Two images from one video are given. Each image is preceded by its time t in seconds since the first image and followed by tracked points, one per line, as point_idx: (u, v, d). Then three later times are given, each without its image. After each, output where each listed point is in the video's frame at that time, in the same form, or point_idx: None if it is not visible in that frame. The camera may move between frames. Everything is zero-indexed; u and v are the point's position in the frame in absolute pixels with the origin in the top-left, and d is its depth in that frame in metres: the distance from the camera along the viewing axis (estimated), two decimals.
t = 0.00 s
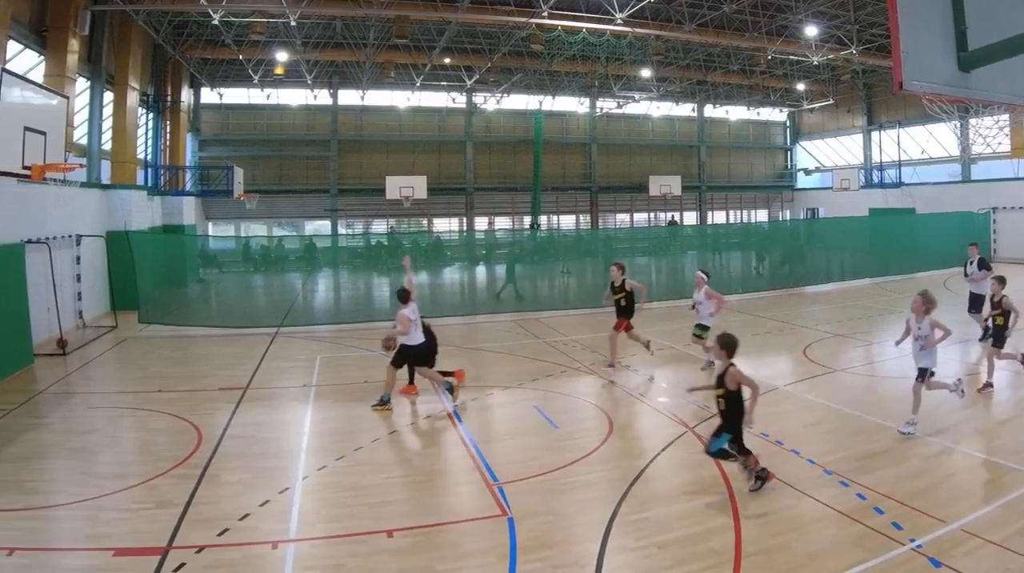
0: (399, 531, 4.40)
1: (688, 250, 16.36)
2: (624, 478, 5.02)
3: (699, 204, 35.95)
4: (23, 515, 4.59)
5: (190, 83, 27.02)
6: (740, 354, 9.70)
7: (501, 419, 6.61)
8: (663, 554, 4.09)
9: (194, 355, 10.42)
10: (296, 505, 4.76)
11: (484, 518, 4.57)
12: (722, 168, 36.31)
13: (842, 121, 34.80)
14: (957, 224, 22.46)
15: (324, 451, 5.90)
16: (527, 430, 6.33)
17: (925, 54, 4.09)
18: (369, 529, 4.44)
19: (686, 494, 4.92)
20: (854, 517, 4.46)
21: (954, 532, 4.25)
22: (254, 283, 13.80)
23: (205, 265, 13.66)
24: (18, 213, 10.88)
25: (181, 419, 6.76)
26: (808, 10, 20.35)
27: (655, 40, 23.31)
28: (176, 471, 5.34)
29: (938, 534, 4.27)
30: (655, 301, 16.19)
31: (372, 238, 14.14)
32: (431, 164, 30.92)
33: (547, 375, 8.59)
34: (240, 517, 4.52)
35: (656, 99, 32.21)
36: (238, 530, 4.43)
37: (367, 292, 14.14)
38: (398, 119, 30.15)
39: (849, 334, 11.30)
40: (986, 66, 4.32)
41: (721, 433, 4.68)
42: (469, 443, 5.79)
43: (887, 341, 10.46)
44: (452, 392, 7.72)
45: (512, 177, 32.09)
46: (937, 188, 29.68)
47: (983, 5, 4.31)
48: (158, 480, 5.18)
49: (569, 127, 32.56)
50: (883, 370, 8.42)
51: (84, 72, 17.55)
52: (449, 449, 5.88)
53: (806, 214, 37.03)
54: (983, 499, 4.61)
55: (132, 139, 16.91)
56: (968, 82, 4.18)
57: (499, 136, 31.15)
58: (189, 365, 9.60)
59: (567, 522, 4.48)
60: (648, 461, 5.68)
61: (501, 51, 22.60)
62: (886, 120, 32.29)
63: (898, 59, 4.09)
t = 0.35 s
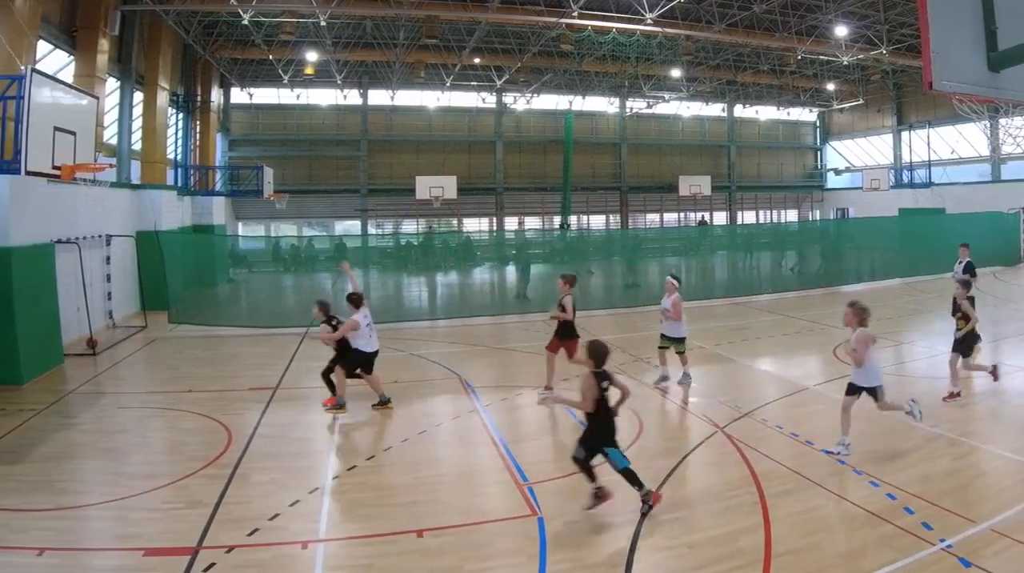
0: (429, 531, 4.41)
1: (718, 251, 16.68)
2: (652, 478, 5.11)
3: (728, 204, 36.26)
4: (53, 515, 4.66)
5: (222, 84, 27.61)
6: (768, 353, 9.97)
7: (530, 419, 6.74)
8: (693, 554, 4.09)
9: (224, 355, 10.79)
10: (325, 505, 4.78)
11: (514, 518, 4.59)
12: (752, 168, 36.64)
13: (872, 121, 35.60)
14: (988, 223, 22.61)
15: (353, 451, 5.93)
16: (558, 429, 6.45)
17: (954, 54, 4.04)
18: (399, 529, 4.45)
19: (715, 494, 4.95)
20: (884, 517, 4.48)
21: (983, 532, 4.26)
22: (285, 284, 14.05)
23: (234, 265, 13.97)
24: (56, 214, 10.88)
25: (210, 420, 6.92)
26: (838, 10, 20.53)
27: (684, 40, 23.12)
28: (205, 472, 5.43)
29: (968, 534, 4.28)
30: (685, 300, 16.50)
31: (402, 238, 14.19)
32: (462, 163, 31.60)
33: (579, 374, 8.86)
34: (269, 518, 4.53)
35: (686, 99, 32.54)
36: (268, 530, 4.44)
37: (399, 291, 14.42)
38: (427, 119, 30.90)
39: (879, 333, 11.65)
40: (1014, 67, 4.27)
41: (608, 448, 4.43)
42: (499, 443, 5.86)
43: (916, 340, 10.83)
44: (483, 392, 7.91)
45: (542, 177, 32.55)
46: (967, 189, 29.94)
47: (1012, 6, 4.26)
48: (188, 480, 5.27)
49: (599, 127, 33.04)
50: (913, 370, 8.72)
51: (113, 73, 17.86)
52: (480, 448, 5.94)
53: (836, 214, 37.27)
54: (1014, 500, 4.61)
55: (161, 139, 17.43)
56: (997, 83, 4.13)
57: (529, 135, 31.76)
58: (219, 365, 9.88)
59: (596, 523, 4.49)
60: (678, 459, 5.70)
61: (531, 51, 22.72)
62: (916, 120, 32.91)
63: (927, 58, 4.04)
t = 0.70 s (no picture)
0: (458, 531, 4.41)
1: (747, 250, 16.67)
2: (680, 479, 5.20)
3: (759, 205, 36.34)
4: (83, 515, 4.71)
5: (251, 84, 27.84)
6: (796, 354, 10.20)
7: (562, 420, 6.89)
8: (722, 554, 4.10)
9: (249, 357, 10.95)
10: (356, 506, 4.81)
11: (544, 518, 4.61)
12: (782, 168, 36.68)
13: (902, 121, 35.79)
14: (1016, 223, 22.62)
15: (384, 451, 5.98)
16: (589, 430, 6.56)
17: (987, 52, 3.77)
18: (430, 529, 4.46)
19: (744, 494, 4.98)
20: (913, 517, 4.49)
21: (1013, 532, 4.26)
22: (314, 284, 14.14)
23: (264, 265, 14.02)
24: (81, 217, 10.86)
25: (241, 422, 7.06)
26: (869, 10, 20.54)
27: (714, 40, 23.11)
28: (234, 473, 5.51)
29: (998, 534, 4.28)
30: (715, 300, 16.67)
31: (431, 238, 14.21)
32: (492, 163, 31.68)
33: (610, 373, 9.08)
34: (299, 518, 4.55)
35: (716, 99, 32.62)
36: (297, 530, 4.45)
37: (427, 291, 14.48)
38: (458, 119, 30.98)
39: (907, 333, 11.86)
40: None
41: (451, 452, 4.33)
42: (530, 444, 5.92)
43: (945, 340, 11.06)
44: (513, 392, 8.09)
45: (572, 177, 32.67)
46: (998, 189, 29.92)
47: None
48: (217, 481, 5.33)
49: (630, 127, 33.21)
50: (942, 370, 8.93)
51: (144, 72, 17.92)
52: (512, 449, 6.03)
53: (866, 214, 37.32)
54: None
55: (191, 140, 17.53)
56: None
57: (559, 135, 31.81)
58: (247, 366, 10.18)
59: (625, 522, 4.51)
60: (707, 460, 5.75)
61: (560, 51, 22.69)
62: (947, 120, 33.06)
63: (958, 58, 3.79)
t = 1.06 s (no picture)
0: (466, 532, 4.42)
1: (756, 250, 16.69)
2: (688, 480, 5.22)
3: (768, 205, 36.36)
4: (91, 515, 4.71)
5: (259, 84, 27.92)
6: (804, 354, 10.22)
7: (570, 420, 6.90)
8: (731, 554, 4.09)
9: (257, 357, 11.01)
10: (363, 507, 4.81)
11: (553, 518, 4.61)
12: (790, 168, 36.69)
13: (910, 121, 35.80)
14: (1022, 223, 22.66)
15: (392, 451, 5.99)
16: (597, 430, 6.59)
17: (994, 53, 3.74)
18: (438, 529, 4.46)
19: (754, 495, 4.98)
20: (922, 518, 4.49)
21: (1023, 532, 4.26)
22: (322, 284, 14.17)
23: (272, 265, 13.98)
24: (90, 217, 10.89)
25: (249, 421, 7.08)
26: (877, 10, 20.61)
27: (723, 41, 23.21)
28: (242, 473, 5.52)
29: (1006, 534, 4.28)
30: (724, 300, 16.68)
31: (440, 238, 14.23)
32: (501, 163, 31.71)
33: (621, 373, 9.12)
34: (308, 518, 4.55)
35: (725, 99, 32.67)
36: (306, 530, 4.46)
37: (436, 291, 14.50)
38: (466, 119, 31.10)
39: (915, 333, 11.85)
40: None
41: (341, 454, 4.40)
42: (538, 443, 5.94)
43: (954, 340, 11.07)
44: (522, 392, 8.12)
45: (580, 176, 32.70)
46: (1006, 189, 30.00)
47: None
48: (225, 481, 5.34)
49: (638, 127, 33.29)
50: (951, 370, 8.94)
51: (152, 72, 17.94)
52: (520, 448, 6.04)
53: (875, 214, 37.31)
54: None
55: (199, 139, 17.53)
56: None
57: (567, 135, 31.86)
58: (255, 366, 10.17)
59: (634, 522, 4.51)
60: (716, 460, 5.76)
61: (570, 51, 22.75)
62: (955, 120, 33.11)
63: (966, 59, 3.75)
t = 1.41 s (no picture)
0: (466, 532, 4.42)
1: (756, 250, 16.68)
2: (689, 480, 5.22)
3: (768, 205, 36.36)
4: (92, 515, 4.71)
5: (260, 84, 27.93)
6: (805, 354, 10.21)
7: (571, 420, 6.90)
8: (730, 554, 4.09)
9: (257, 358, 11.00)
10: (363, 507, 4.81)
11: (553, 518, 4.61)
12: (790, 168, 36.69)
13: (910, 121, 35.79)
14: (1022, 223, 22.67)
15: (393, 452, 5.99)
16: (597, 430, 6.58)
17: (995, 53, 3.74)
18: (438, 529, 4.46)
19: (754, 495, 4.98)
20: (922, 517, 4.49)
21: (1023, 532, 4.26)
22: (322, 284, 14.17)
23: (272, 265, 13.98)
24: (90, 216, 10.89)
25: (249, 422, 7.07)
26: (877, 10, 20.61)
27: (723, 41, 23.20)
28: (241, 473, 5.52)
29: (1006, 534, 4.28)
30: (724, 300, 16.67)
31: (440, 238, 14.23)
32: (501, 163, 31.71)
33: (621, 373, 9.12)
34: (308, 518, 4.55)
35: (725, 99, 32.68)
36: (305, 530, 4.46)
37: (436, 291, 14.49)
38: (466, 119, 31.09)
39: (915, 333, 11.84)
40: None
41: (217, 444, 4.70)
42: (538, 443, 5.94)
43: (955, 341, 11.07)
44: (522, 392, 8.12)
45: (580, 176, 32.70)
46: (1006, 189, 30.01)
47: None
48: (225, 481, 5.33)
49: (638, 127, 33.30)
50: (951, 370, 8.94)
51: (152, 72, 17.92)
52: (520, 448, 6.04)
53: (875, 214, 37.31)
54: None
55: (199, 139, 17.52)
56: None
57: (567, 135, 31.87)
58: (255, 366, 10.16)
59: (634, 522, 4.50)
60: (716, 459, 5.76)
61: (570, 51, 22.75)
62: (954, 120, 33.11)
63: (966, 59, 3.75)
